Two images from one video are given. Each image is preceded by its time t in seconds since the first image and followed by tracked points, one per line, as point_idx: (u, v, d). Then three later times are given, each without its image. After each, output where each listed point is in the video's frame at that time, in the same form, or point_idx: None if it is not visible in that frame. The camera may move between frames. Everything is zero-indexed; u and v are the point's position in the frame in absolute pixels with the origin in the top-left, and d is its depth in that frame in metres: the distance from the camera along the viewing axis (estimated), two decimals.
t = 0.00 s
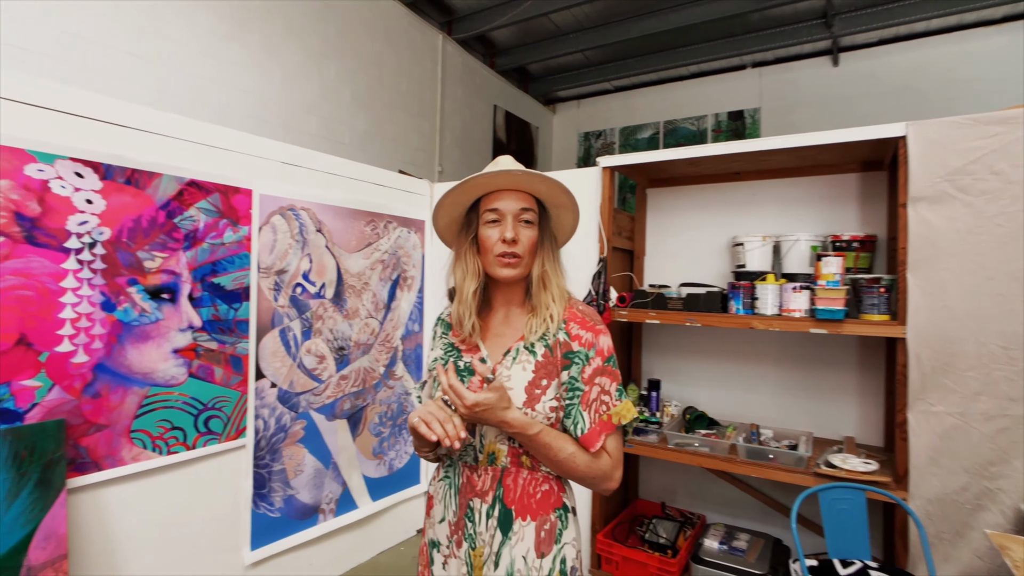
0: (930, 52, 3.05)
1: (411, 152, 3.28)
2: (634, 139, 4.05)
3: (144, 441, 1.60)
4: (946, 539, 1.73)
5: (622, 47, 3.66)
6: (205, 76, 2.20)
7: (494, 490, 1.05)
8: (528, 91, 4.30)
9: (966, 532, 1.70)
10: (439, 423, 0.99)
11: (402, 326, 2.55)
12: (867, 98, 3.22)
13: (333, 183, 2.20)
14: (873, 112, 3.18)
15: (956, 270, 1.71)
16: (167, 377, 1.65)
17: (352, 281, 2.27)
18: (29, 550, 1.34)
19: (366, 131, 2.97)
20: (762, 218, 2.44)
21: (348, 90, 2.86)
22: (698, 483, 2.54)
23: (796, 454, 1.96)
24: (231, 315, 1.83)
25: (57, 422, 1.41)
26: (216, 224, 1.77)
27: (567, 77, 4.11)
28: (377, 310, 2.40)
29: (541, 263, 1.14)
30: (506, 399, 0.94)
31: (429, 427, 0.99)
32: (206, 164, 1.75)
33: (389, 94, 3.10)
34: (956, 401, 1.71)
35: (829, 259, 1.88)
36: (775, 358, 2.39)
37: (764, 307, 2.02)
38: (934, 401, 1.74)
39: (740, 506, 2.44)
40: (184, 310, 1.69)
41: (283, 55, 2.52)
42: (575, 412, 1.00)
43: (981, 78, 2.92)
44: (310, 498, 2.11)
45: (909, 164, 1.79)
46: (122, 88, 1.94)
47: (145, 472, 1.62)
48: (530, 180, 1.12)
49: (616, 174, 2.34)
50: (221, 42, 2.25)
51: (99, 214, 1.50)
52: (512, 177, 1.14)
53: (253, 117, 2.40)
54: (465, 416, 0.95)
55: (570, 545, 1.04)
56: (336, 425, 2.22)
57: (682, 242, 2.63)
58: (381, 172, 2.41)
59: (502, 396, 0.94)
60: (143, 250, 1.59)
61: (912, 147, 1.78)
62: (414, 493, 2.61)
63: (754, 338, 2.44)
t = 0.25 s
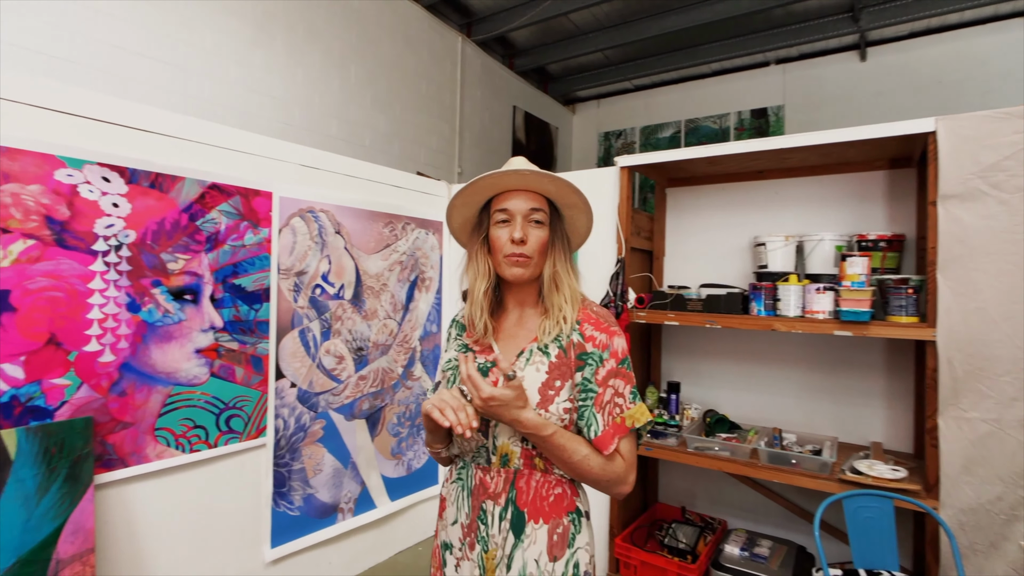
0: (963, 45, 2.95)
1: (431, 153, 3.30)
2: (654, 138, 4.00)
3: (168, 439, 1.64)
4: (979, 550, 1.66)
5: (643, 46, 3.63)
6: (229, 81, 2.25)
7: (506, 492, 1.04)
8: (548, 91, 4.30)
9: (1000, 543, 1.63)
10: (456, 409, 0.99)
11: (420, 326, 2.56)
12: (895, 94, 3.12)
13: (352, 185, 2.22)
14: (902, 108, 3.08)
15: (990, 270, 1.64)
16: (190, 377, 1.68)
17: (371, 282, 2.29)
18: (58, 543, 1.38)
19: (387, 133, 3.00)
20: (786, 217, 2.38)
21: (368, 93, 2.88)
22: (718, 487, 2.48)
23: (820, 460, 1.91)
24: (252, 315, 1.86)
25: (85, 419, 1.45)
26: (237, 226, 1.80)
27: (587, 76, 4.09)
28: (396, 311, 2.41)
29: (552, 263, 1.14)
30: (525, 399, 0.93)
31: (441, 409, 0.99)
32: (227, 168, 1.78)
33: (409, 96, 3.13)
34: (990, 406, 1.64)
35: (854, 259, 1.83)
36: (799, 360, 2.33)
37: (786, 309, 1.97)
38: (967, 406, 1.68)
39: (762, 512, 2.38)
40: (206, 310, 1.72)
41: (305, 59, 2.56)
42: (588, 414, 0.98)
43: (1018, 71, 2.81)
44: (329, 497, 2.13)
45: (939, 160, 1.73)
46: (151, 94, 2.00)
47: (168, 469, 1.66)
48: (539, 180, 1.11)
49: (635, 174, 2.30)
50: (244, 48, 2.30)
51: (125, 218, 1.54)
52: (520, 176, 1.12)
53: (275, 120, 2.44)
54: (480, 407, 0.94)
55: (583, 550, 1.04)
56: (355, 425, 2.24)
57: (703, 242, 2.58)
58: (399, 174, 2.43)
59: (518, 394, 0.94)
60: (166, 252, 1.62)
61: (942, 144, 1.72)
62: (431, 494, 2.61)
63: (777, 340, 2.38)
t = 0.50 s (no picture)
0: (989, 39, 2.87)
1: (445, 154, 3.31)
2: (670, 138, 3.97)
3: (184, 436, 1.67)
4: (1003, 559, 1.61)
5: (658, 44, 3.60)
6: (246, 84, 2.28)
7: (514, 492, 1.03)
8: (562, 91, 4.29)
9: None
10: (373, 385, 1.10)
11: (433, 326, 2.57)
12: (918, 90, 3.05)
13: (366, 186, 2.24)
14: (924, 105, 3.01)
15: (1015, 270, 1.59)
16: (206, 375, 1.71)
17: (384, 282, 2.31)
18: (79, 537, 1.42)
19: (401, 134, 3.02)
20: (803, 216, 2.34)
21: (383, 94, 2.91)
22: (733, 490, 2.45)
23: (837, 464, 1.86)
24: (266, 315, 1.88)
25: (105, 416, 1.48)
26: (252, 227, 1.83)
27: (601, 76, 4.07)
28: (409, 311, 2.43)
29: (552, 265, 1.12)
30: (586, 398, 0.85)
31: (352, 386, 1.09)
32: (242, 169, 1.81)
33: (423, 97, 3.14)
34: (1016, 411, 1.59)
35: (873, 259, 1.79)
36: (817, 362, 2.29)
37: (802, 310, 1.93)
38: (991, 410, 1.63)
39: (777, 516, 2.34)
40: (222, 310, 1.75)
41: (321, 61, 2.58)
42: (612, 413, 0.97)
43: None
44: (343, 495, 2.15)
45: (962, 158, 1.68)
46: (170, 98, 2.04)
47: (187, 465, 1.69)
48: (539, 180, 1.10)
49: (648, 173, 2.28)
50: (261, 51, 2.33)
51: (143, 219, 1.57)
52: (523, 176, 1.12)
53: (291, 122, 2.47)
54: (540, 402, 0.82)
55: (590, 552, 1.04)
56: (368, 424, 2.26)
57: (718, 242, 2.55)
58: (412, 174, 2.44)
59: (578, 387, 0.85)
60: (183, 252, 1.65)
61: (965, 141, 1.67)
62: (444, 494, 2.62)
63: (794, 342, 2.34)
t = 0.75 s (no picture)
0: (1010, 34, 2.80)
1: (457, 155, 3.32)
2: (683, 137, 3.94)
3: (198, 434, 1.69)
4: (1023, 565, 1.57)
5: (671, 43, 3.58)
6: (259, 86, 2.31)
7: (520, 491, 1.03)
8: (574, 92, 4.28)
9: None
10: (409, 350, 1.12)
11: (444, 326, 2.58)
12: (936, 87, 2.99)
13: (378, 187, 2.26)
14: (942, 102, 2.95)
15: None
16: (219, 374, 1.74)
17: (395, 282, 2.32)
18: (96, 532, 1.44)
19: (413, 136, 3.03)
20: (817, 216, 2.31)
21: (395, 96, 2.92)
22: (745, 493, 2.42)
23: (851, 466, 1.83)
24: (278, 315, 1.90)
25: (122, 414, 1.51)
26: (264, 227, 1.85)
27: (613, 75, 4.06)
28: (420, 311, 2.44)
29: (553, 264, 1.12)
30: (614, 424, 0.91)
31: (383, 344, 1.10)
32: (255, 171, 1.83)
33: (435, 99, 3.16)
34: None
35: (887, 258, 1.76)
36: (831, 364, 2.26)
37: (815, 310, 1.91)
38: (1010, 412, 1.59)
39: (790, 519, 2.31)
40: (235, 310, 1.78)
41: (334, 64, 2.61)
42: (614, 414, 1.00)
43: None
44: (354, 494, 2.17)
45: (980, 155, 1.65)
46: (186, 101, 2.08)
47: (200, 463, 1.71)
48: (537, 180, 1.09)
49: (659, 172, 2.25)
50: (274, 54, 2.36)
51: (158, 220, 1.59)
52: (523, 176, 1.12)
53: (304, 124, 2.49)
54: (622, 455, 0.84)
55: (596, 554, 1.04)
56: (379, 423, 2.28)
57: (730, 241, 2.53)
58: (423, 175, 2.46)
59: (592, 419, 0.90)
60: (196, 253, 1.68)
61: (983, 137, 1.64)
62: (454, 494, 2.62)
63: (808, 342, 2.31)
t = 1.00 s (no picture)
0: None
1: (466, 156, 3.33)
2: (693, 137, 3.92)
3: (211, 431, 1.72)
4: None
5: (681, 43, 3.57)
6: (272, 89, 2.34)
7: (530, 489, 1.03)
8: (584, 92, 4.28)
9: None
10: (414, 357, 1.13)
11: (453, 326, 2.59)
12: (951, 85, 2.95)
13: (388, 187, 2.28)
14: (957, 100, 2.91)
15: None
16: (231, 372, 1.76)
17: (405, 282, 2.34)
18: (112, 527, 1.47)
19: (423, 137, 3.05)
20: (828, 215, 2.29)
21: (405, 97, 2.94)
22: (755, 494, 2.40)
23: (863, 467, 1.81)
24: (290, 314, 1.93)
25: (137, 411, 1.54)
26: (276, 227, 1.87)
27: (623, 75, 4.06)
28: (429, 311, 2.46)
29: (562, 263, 1.12)
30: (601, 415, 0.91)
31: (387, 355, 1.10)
32: (267, 172, 1.86)
33: (445, 100, 3.18)
34: None
35: (899, 258, 1.74)
36: (842, 364, 2.24)
37: (826, 310, 1.89)
38: None
39: (800, 521, 2.29)
40: (247, 309, 1.80)
41: (345, 66, 2.64)
42: (622, 415, 1.01)
43: None
44: (364, 491, 2.18)
45: (995, 153, 1.62)
46: (201, 104, 2.11)
47: (212, 460, 1.73)
48: (546, 178, 1.10)
49: (668, 172, 2.26)
50: (286, 56, 2.39)
51: (172, 220, 1.62)
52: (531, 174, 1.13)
53: (315, 125, 2.52)
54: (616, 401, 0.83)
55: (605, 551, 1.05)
56: (389, 422, 2.30)
57: (740, 241, 2.51)
58: (433, 176, 2.47)
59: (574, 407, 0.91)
60: (210, 253, 1.70)
61: (997, 135, 1.62)
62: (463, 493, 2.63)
63: (819, 343, 2.29)
